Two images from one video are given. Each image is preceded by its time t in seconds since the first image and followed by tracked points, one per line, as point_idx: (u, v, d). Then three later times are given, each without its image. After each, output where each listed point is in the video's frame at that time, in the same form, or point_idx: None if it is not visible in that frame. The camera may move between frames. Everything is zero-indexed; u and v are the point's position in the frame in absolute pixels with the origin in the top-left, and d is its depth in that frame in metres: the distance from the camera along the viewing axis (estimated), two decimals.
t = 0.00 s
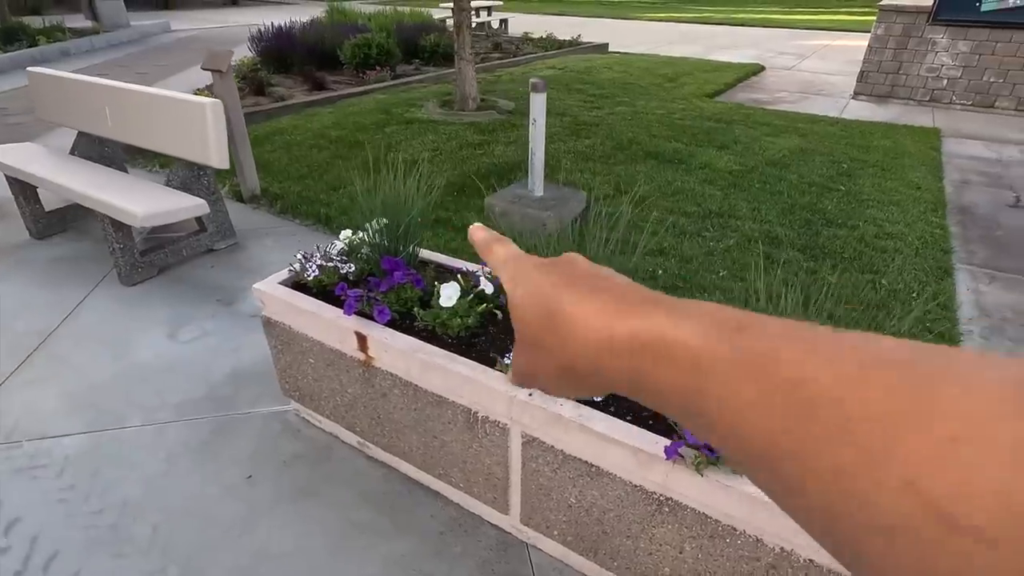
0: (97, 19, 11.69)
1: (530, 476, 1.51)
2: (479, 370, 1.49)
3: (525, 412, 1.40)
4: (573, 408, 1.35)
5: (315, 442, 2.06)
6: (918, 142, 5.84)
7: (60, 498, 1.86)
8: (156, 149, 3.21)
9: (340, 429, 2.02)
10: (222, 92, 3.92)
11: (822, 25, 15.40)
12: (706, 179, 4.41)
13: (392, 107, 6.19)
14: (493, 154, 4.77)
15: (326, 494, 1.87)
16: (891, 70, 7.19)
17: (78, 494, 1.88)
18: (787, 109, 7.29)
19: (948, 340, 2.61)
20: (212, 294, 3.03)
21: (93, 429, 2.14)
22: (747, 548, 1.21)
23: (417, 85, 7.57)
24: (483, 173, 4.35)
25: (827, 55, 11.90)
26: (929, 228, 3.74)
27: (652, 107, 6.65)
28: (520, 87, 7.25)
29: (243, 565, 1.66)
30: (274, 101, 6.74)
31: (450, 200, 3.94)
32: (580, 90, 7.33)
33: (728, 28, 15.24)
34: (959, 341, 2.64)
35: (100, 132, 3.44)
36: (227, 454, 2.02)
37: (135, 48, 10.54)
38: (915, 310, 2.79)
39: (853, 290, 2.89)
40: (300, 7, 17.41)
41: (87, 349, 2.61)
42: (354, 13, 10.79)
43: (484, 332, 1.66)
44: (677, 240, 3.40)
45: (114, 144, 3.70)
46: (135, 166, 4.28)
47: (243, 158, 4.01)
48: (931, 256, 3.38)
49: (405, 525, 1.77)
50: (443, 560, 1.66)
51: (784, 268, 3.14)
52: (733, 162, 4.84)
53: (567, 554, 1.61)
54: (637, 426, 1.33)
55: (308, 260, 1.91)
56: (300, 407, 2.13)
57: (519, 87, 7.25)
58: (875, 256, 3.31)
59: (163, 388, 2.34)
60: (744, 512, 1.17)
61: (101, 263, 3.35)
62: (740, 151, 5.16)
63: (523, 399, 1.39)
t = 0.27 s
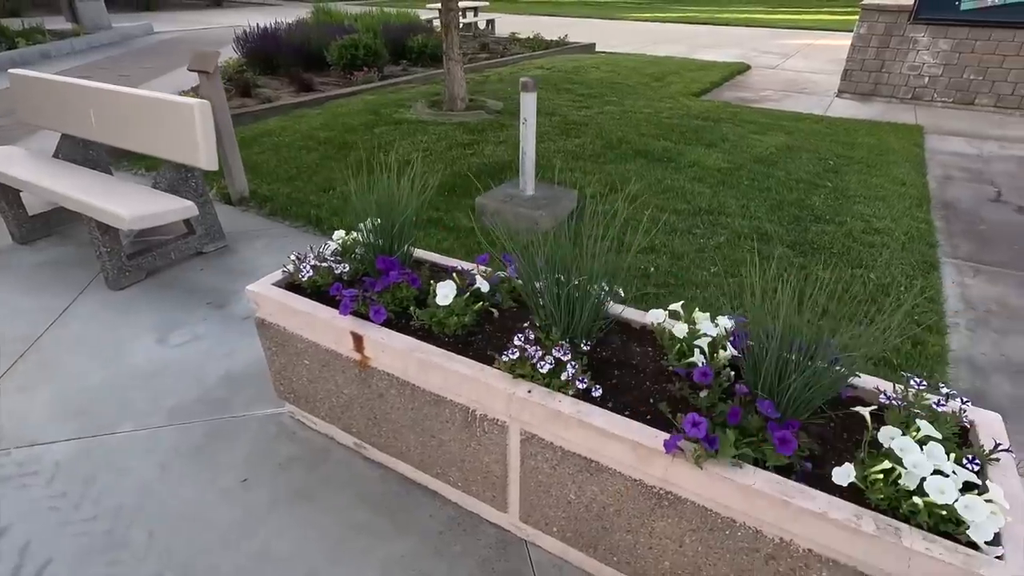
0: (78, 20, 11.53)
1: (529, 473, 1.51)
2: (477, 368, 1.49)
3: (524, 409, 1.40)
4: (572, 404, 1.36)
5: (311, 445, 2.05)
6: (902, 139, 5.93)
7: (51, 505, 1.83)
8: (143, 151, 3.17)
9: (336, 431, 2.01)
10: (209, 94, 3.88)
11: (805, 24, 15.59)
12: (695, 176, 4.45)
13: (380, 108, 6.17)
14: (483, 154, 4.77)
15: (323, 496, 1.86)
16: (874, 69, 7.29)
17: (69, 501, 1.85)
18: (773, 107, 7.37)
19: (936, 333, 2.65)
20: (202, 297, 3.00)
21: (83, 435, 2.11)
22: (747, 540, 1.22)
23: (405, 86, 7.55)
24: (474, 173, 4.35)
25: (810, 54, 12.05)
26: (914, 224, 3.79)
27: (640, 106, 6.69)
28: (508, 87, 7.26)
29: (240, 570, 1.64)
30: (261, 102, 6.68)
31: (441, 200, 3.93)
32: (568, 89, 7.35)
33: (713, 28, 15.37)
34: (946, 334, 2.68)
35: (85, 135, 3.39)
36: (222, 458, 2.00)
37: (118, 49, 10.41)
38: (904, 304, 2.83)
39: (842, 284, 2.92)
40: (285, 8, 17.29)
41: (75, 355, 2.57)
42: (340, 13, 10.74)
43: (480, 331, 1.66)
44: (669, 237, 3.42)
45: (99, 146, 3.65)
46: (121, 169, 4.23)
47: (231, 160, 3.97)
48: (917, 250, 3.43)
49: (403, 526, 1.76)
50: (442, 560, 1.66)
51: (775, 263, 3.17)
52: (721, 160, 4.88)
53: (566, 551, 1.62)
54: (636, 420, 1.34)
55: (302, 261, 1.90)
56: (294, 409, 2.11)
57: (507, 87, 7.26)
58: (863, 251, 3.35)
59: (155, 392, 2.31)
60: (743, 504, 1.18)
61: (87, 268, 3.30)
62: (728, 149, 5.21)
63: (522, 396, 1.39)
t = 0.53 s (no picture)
0: (54, 21, 11.34)
1: (520, 458, 1.55)
2: (467, 355, 1.52)
3: (515, 394, 1.43)
4: (561, 387, 1.39)
5: (304, 438, 2.06)
6: (880, 132, 6.05)
7: (43, 503, 1.83)
8: (127, 150, 3.15)
9: (328, 423, 2.03)
10: (193, 92, 3.86)
11: (785, 21, 15.79)
12: (679, 171, 4.51)
13: (366, 106, 6.17)
14: (470, 151, 4.79)
15: (316, 488, 1.88)
16: (852, 64, 7.42)
17: (61, 499, 1.85)
18: (755, 103, 7.48)
19: (914, 318, 2.72)
20: (190, 296, 2.99)
21: (73, 434, 2.10)
22: (731, 513, 1.26)
23: (390, 84, 7.54)
24: (460, 169, 4.37)
25: (790, 50, 12.21)
26: (892, 214, 3.89)
27: (624, 102, 6.75)
28: (493, 85, 7.28)
29: (236, 562, 1.65)
30: (244, 102, 6.64)
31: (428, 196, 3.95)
32: (553, 86, 7.40)
33: (696, 26, 15.52)
34: (923, 319, 2.76)
35: (67, 134, 3.36)
36: (214, 453, 2.01)
37: (96, 50, 10.26)
38: (882, 291, 2.90)
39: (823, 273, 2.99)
40: (266, 8, 17.13)
41: (61, 355, 2.56)
42: (323, 12, 10.68)
43: (470, 320, 1.69)
44: (654, 230, 3.47)
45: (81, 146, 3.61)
46: (103, 169, 4.19)
47: (216, 159, 3.96)
48: (894, 239, 3.52)
49: (397, 515, 1.78)
50: (436, 546, 1.69)
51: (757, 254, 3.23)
52: (705, 154, 4.95)
53: (558, 534, 1.65)
54: (623, 401, 1.38)
55: (291, 255, 1.91)
56: (286, 403, 2.13)
57: (492, 84, 7.28)
58: (842, 240, 3.43)
59: (144, 391, 2.31)
60: (727, 478, 1.22)
61: (71, 269, 3.27)
62: (711, 144, 5.28)
63: (512, 380, 1.42)
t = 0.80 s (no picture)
0: (20, 22, 11.08)
1: (503, 438, 1.61)
2: (449, 340, 1.57)
3: (496, 375, 1.49)
4: (540, 367, 1.46)
5: (290, 429, 2.10)
6: (848, 126, 6.23)
7: (29, 500, 1.84)
8: (104, 151, 3.14)
9: (314, 414, 2.07)
10: (169, 93, 3.84)
11: (758, 19, 16.07)
12: (655, 165, 4.61)
13: (344, 106, 6.17)
14: (449, 148, 4.83)
15: (304, 477, 1.92)
16: (821, 60, 7.61)
17: (47, 496, 1.86)
18: (729, 98, 7.63)
19: (878, 301, 2.84)
20: (171, 295, 2.99)
21: (57, 433, 2.11)
22: (702, 481, 1.34)
23: (368, 84, 7.54)
24: (440, 166, 4.41)
25: (763, 47, 12.45)
26: (859, 203, 4.03)
27: (601, 99, 6.85)
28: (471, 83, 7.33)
29: (226, 550, 1.69)
30: (220, 102, 6.59)
31: (408, 193, 3.99)
32: (531, 84, 7.46)
33: (671, 24, 15.71)
34: (887, 302, 2.88)
35: (41, 135, 3.33)
36: (201, 447, 2.03)
37: (65, 51, 10.06)
38: (848, 276, 3.02)
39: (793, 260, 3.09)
40: (240, 8, 16.91)
41: (42, 357, 2.55)
42: (299, 12, 10.61)
43: (451, 308, 1.75)
44: (631, 223, 3.56)
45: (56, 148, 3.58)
46: (78, 171, 4.15)
47: (194, 160, 3.95)
48: (861, 227, 3.65)
49: (385, 500, 1.83)
50: (422, 528, 1.74)
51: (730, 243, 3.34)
52: (680, 149, 5.06)
53: (541, 511, 1.72)
54: (599, 379, 1.45)
55: (275, 249, 1.94)
56: (272, 396, 2.16)
57: (471, 83, 7.33)
58: (811, 229, 3.55)
59: (128, 389, 2.32)
60: (697, 448, 1.29)
61: (48, 271, 3.24)
62: (686, 139, 5.40)
63: (493, 362, 1.48)
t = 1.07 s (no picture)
0: None
1: (482, 422, 1.66)
2: (428, 327, 1.62)
3: (473, 360, 1.54)
4: (516, 351, 1.51)
5: (271, 424, 2.11)
6: (814, 120, 6.42)
7: (7, 501, 1.83)
8: (73, 152, 3.09)
9: (295, 407, 2.09)
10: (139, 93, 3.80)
11: (728, 17, 16.35)
12: (629, 160, 4.70)
13: (318, 105, 6.14)
14: (425, 146, 4.85)
15: (286, 469, 1.94)
16: (788, 56, 7.81)
17: (25, 496, 1.85)
18: (700, 95, 7.78)
19: (842, 286, 2.96)
20: (146, 296, 2.97)
21: (33, 434, 2.09)
22: (671, 453, 1.41)
23: (342, 83, 7.50)
24: (416, 164, 4.43)
25: (733, 45, 12.69)
26: (824, 194, 4.17)
27: (576, 96, 6.93)
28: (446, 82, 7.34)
29: (211, 541, 1.71)
30: (191, 103, 6.49)
31: (385, 191, 4.00)
32: (505, 83, 7.51)
33: (643, 22, 15.89)
34: (850, 286, 3.00)
35: (6, 137, 3.27)
36: (181, 443, 2.04)
37: (27, 53, 9.79)
38: (813, 263, 3.14)
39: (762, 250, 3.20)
40: (208, 8, 16.61)
41: (14, 360, 2.51)
42: (269, 11, 10.49)
43: (429, 297, 1.79)
44: (605, 216, 3.63)
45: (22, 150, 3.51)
46: (44, 174, 4.07)
47: (166, 161, 3.91)
48: (825, 216, 3.79)
49: (368, 488, 1.86)
50: (404, 513, 1.78)
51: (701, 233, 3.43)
52: (652, 144, 5.16)
53: (521, 493, 1.77)
54: (573, 360, 1.50)
55: (252, 244, 1.96)
56: (252, 392, 2.17)
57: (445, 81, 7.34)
58: (778, 219, 3.67)
59: (104, 389, 2.31)
60: (667, 421, 1.36)
61: (17, 275, 3.19)
62: (658, 134, 5.51)
63: (470, 347, 1.53)
